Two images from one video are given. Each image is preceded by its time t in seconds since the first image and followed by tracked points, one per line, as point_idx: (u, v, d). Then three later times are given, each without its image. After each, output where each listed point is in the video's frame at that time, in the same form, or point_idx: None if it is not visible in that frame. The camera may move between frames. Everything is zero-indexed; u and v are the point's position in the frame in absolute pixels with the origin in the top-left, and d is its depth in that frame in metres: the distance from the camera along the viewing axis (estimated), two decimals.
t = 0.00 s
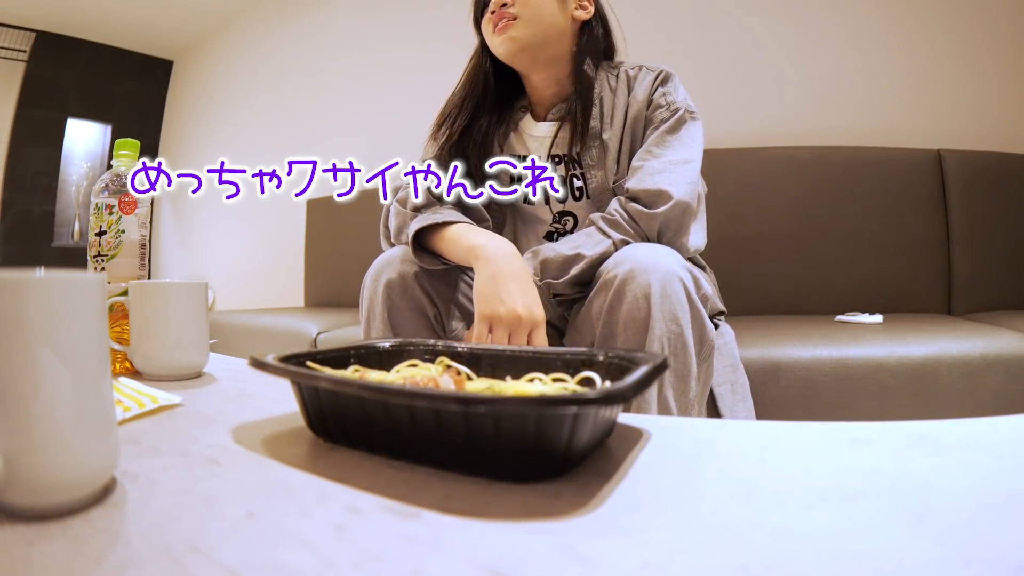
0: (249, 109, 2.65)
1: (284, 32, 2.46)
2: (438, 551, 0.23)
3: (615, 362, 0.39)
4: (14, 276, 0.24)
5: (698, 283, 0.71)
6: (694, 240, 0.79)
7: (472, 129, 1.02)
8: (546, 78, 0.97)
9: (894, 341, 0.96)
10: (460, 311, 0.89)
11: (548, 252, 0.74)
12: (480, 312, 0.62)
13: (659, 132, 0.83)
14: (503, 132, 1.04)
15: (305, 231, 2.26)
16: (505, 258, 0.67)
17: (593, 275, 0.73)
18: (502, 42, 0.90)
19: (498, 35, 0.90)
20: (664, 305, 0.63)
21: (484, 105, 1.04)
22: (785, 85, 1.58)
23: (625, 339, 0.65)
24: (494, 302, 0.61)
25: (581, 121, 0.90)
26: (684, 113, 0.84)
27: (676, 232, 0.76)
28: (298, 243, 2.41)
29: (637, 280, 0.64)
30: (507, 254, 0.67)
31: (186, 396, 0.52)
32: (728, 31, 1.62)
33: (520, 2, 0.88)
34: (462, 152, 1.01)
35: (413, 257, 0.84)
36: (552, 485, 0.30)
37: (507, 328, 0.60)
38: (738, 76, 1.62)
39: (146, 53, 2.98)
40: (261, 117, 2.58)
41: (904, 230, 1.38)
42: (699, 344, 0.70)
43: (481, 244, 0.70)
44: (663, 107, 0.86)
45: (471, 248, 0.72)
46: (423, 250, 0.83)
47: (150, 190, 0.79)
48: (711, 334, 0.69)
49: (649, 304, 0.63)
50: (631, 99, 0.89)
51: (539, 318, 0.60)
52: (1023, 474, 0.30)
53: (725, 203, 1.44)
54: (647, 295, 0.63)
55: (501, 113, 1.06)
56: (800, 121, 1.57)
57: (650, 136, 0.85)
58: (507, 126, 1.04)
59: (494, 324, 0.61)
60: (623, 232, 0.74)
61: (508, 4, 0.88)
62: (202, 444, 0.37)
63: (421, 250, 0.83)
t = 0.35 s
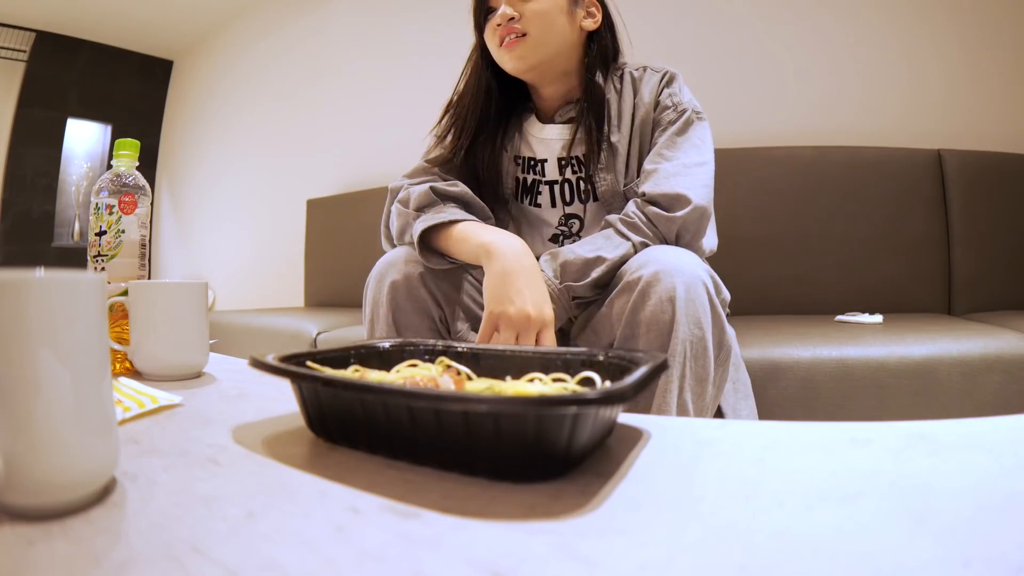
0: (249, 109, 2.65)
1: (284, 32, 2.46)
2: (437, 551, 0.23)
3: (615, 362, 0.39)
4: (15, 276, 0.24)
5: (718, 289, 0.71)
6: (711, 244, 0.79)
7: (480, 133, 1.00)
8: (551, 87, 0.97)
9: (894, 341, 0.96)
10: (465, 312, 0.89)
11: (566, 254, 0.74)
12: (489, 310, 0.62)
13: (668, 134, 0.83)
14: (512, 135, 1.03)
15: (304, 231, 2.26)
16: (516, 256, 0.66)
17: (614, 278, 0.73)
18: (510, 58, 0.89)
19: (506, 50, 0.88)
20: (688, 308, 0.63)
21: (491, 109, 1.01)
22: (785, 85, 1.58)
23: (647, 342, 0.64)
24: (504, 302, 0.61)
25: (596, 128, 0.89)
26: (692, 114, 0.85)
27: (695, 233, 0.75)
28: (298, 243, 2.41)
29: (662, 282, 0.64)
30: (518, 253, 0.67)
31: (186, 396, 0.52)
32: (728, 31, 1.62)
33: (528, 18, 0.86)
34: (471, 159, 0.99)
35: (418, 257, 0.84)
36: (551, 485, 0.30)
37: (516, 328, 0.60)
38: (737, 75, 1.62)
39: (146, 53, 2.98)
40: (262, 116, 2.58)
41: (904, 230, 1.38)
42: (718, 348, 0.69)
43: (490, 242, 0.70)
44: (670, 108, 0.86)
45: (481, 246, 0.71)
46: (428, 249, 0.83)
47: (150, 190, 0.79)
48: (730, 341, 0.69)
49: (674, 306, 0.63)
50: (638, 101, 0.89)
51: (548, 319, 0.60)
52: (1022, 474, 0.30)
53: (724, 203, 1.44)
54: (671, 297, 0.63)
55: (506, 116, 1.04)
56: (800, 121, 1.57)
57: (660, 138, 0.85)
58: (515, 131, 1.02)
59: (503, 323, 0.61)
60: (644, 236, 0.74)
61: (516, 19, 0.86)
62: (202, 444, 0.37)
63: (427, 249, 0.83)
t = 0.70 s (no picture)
0: (249, 108, 2.65)
1: (284, 31, 2.46)
2: (437, 551, 0.23)
3: (615, 362, 0.39)
4: (16, 276, 0.24)
5: (734, 296, 0.70)
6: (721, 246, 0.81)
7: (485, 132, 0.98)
8: (560, 88, 0.96)
9: (894, 341, 0.96)
10: (462, 314, 0.88)
11: (587, 255, 0.72)
12: (492, 308, 0.62)
13: (678, 135, 0.83)
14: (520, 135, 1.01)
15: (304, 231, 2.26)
16: (520, 255, 0.66)
17: (631, 282, 0.73)
18: (519, 61, 0.88)
19: (515, 53, 0.88)
20: (708, 312, 0.62)
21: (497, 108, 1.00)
22: (784, 85, 1.58)
23: (665, 346, 0.64)
24: (507, 301, 0.61)
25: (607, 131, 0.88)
26: (701, 114, 0.84)
27: (710, 238, 0.76)
28: (298, 243, 2.41)
29: (683, 286, 0.64)
30: (520, 252, 0.67)
31: (186, 396, 0.52)
32: (728, 31, 1.62)
33: (537, 19, 0.86)
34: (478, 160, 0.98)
35: (417, 258, 0.85)
36: (552, 485, 0.30)
37: (519, 326, 0.59)
38: (736, 75, 1.62)
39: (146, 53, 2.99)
40: (262, 116, 2.58)
41: (904, 230, 1.38)
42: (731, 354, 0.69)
43: (493, 241, 0.70)
44: (678, 108, 0.86)
45: (483, 245, 0.71)
46: (427, 250, 0.83)
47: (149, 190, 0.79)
48: (745, 347, 0.69)
49: (694, 310, 0.62)
50: (646, 100, 0.89)
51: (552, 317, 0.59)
52: (1022, 474, 0.30)
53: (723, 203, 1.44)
54: (692, 301, 0.63)
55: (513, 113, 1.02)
56: (801, 120, 1.57)
57: (670, 139, 0.84)
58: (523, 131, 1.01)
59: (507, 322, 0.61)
60: (661, 239, 0.75)
61: (524, 20, 0.86)
62: (203, 444, 0.37)
63: (425, 250, 0.83)
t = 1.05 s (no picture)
0: (248, 108, 2.65)
1: (283, 31, 2.46)
2: (436, 551, 0.23)
3: (615, 362, 0.39)
4: (14, 276, 0.24)
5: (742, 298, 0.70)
6: (727, 249, 0.81)
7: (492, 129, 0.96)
8: (571, 84, 0.96)
9: (894, 341, 0.96)
10: (455, 313, 0.87)
11: (595, 258, 0.73)
12: (478, 312, 0.62)
13: (684, 135, 0.83)
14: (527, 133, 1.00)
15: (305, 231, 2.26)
16: (507, 262, 0.66)
17: (640, 284, 0.73)
18: (539, 56, 0.86)
19: (535, 48, 0.86)
20: (717, 314, 0.62)
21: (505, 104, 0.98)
22: (784, 85, 1.58)
23: (673, 349, 0.64)
24: (494, 304, 0.60)
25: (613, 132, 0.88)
26: (707, 114, 0.84)
27: (717, 241, 0.75)
28: (298, 243, 2.41)
29: (693, 287, 0.64)
30: (510, 258, 0.66)
31: (186, 396, 0.52)
32: (727, 32, 1.62)
33: (558, 14, 0.84)
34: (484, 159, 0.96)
35: (411, 259, 0.85)
36: (551, 485, 0.30)
37: (503, 329, 0.59)
38: (736, 75, 1.62)
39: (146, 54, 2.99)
40: (262, 116, 2.58)
41: (905, 230, 1.38)
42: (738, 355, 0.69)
43: (484, 246, 0.70)
44: (684, 107, 0.86)
45: (473, 250, 0.71)
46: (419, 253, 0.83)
47: (150, 190, 0.79)
48: (751, 349, 0.69)
49: (704, 312, 0.62)
50: (651, 99, 0.89)
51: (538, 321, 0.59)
52: (1022, 474, 0.30)
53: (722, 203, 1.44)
54: (702, 302, 0.63)
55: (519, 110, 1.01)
56: (800, 120, 1.57)
57: (676, 139, 0.84)
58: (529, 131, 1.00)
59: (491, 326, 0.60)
60: (669, 241, 0.75)
61: (545, 15, 0.84)
62: (203, 444, 0.37)
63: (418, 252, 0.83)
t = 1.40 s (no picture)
0: (248, 109, 2.64)
1: (284, 31, 2.46)
2: (437, 551, 0.23)
3: (615, 362, 0.39)
4: (14, 276, 0.24)
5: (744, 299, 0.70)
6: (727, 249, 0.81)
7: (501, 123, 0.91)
8: (592, 83, 0.96)
9: (894, 341, 0.96)
10: (455, 313, 0.87)
11: (598, 260, 0.72)
12: (481, 307, 0.61)
13: (685, 135, 0.83)
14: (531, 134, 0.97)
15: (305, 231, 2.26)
16: (508, 258, 0.66)
17: (641, 286, 0.73)
18: (591, 40, 0.84)
19: (586, 32, 0.84)
20: (720, 315, 0.62)
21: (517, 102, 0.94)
22: (784, 85, 1.58)
23: (675, 349, 0.64)
24: (497, 301, 0.60)
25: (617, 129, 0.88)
26: (708, 114, 0.84)
27: (717, 241, 0.76)
28: (298, 243, 2.41)
29: (695, 288, 0.64)
30: (511, 255, 0.67)
31: (186, 396, 0.52)
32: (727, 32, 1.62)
33: (601, 4, 0.85)
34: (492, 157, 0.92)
35: (411, 260, 0.85)
36: (552, 485, 0.30)
37: (509, 324, 0.59)
38: (736, 75, 1.62)
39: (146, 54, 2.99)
40: (262, 116, 2.58)
41: (905, 230, 1.38)
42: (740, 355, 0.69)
43: (484, 245, 0.70)
44: (684, 107, 0.86)
45: (474, 248, 0.71)
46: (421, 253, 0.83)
47: (149, 190, 0.79)
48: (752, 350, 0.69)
49: (706, 313, 0.62)
50: (652, 99, 0.89)
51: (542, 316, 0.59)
52: (1023, 474, 0.30)
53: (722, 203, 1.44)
54: (704, 303, 0.63)
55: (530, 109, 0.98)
56: (801, 121, 1.57)
57: (677, 140, 0.84)
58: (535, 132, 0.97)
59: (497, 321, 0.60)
60: (668, 241, 0.75)
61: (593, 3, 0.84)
62: (203, 444, 0.37)
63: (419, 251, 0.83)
